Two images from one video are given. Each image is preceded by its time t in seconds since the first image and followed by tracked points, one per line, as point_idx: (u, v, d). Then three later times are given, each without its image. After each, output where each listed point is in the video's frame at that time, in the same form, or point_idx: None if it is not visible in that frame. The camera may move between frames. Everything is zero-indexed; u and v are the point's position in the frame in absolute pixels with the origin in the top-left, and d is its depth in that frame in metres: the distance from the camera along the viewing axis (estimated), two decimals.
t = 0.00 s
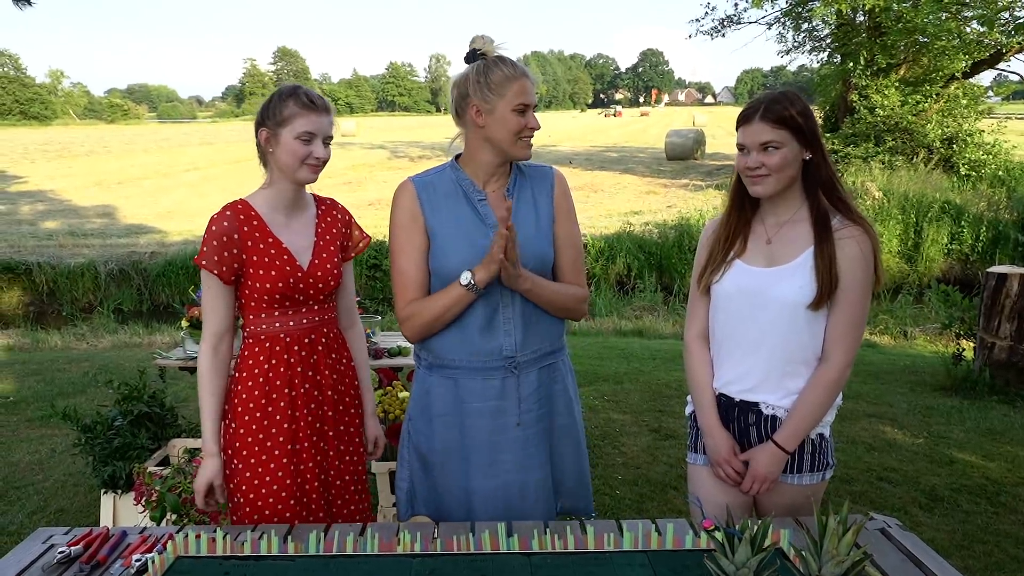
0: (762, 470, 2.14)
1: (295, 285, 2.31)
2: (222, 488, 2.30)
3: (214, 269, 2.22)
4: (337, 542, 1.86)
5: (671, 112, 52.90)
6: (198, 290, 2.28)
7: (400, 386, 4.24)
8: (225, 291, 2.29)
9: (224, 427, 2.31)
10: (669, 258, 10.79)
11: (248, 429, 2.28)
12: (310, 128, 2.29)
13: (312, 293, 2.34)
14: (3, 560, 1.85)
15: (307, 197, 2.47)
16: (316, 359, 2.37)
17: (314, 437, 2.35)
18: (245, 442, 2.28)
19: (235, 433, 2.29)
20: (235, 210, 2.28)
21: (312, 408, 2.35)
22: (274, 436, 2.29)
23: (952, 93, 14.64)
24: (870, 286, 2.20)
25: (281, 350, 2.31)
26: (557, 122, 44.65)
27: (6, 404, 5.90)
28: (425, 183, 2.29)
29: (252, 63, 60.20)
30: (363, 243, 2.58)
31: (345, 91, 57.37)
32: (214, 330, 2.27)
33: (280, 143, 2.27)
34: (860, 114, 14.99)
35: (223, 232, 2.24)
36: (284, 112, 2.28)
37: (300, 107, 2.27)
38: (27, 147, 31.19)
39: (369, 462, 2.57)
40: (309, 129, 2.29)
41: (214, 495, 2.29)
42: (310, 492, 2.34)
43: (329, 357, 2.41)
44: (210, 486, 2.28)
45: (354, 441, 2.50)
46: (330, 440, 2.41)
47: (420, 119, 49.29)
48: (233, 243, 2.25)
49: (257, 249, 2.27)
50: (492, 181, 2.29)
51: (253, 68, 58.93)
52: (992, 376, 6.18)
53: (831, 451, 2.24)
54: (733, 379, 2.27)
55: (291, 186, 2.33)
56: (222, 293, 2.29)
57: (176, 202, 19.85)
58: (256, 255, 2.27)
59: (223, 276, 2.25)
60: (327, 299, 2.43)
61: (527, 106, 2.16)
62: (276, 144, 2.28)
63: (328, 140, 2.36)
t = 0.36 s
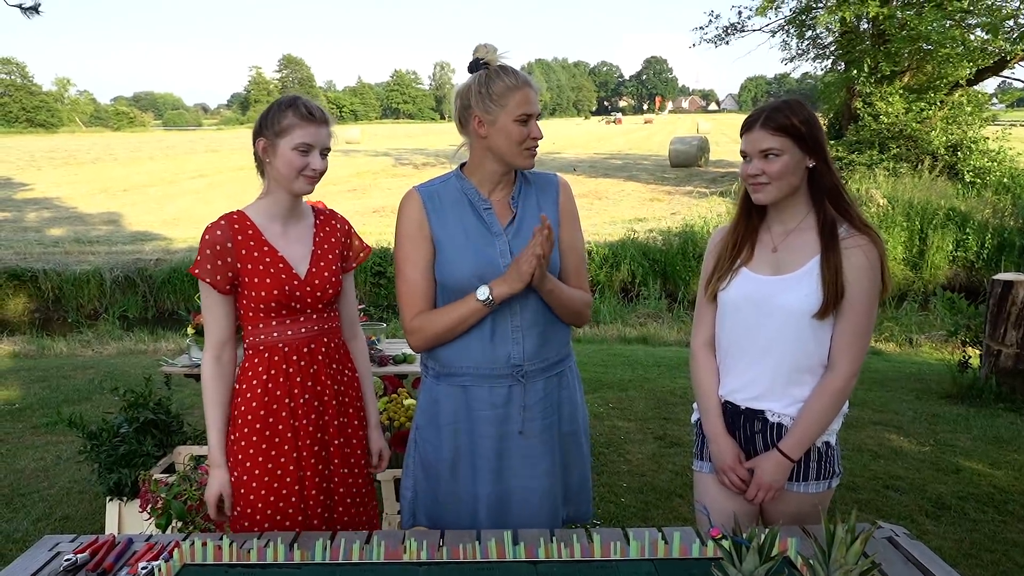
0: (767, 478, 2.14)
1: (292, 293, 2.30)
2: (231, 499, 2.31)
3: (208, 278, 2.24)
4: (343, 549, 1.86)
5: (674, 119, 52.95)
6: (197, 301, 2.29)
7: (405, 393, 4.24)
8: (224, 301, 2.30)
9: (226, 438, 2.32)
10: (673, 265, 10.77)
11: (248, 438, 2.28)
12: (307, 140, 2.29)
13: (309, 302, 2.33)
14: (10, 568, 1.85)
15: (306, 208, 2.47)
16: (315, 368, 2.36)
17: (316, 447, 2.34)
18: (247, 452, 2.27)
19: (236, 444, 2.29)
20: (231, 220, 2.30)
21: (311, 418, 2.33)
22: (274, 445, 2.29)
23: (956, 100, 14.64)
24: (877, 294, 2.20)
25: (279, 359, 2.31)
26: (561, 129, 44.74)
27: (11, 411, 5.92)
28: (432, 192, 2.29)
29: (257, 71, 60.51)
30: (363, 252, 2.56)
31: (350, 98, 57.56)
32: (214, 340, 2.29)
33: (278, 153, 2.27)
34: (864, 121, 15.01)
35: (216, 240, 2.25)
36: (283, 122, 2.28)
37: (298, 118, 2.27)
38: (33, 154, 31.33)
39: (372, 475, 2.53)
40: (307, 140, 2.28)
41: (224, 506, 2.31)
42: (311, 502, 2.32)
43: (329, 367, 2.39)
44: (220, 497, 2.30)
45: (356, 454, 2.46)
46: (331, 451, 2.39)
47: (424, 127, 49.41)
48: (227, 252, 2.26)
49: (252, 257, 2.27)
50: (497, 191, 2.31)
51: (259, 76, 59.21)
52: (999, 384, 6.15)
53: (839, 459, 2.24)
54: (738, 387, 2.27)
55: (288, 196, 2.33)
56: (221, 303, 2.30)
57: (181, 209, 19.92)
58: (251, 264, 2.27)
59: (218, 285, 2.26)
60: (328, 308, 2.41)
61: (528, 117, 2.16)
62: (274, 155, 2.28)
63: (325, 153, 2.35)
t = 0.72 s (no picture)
0: (771, 479, 2.14)
1: (285, 297, 2.28)
2: (238, 505, 2.27)
3: (200, 283, 2.22)
4: (346, 551, 1.85)
5: (675, 121, 52.98)
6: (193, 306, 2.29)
7: (407, 395, 4.24)
8: (217, 306, 2.28)
9: (227, 443, 2.30)
10: (675, 267, 10.76)
11: (247, 443, 2.27)
12: (293, 141, 2.26)
13: (303, 306, 2.32)
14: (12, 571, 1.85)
15: (300, 209, 2.45)
16: (310, 373, 2.34)
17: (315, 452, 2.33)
18: (247, 457, 2.27)
19: (234, 447, 2.28)
20: (222, 225, 2.29)
21: (307, 423, 2.32)
22: (269, 449, 2.28)
23: (957, 101, 14.64)
24: (881, 295, 2.19)
25: (274, 364, 2.30)
26: (561, 131, 44.76)
27: (14, 414, 5.93)
28: (439, 192, 2.29)
29: (258, 73, 60.59)
30: (360, 253, 2.54)
31: (350, 100, 57.58)
32: (208, 345, 2.26)
33: (265, 156, 2.26)
34: (865, 122, 15.01)
35: (208, 246, 2.24)
36: (268, 125, 2.26)
37: (282, 119, 2.26)
38: (35, 157, 31.37)
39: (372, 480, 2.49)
40: (293, 140, 2.26)
41: (232, 514, 2.26)
42: (306, 505, 2.31)
43: (324, 371, 2.38)
44: (228, 505, 2.26)
45: (354, 458, 2.45)
46: (330, 456, 2.37)
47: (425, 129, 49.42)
48: (219, 257, 2.25)
49: (244, 262, 2.26)
50: (505, 193, 2.31)
51: (259, 78, 59.26)
52: (1001, 384, 6.15)
53: (842, 460, 2.23)
54: (741, 388, 2.27)
55: (278, 199, 2.31)
56: (217, 308, 2.29)
57: (182, 211, 19.94)
58: (243, 268, 2.26)
59: (211, 290, 2.24)
60: (323, 311, 2.39)
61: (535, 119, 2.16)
62: (262, 158, 2.27)
63: (313, 153, 2.33)
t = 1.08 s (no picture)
0: (775, 474, 2.13)
1: (284, 294, 2.28)
2: (241, 501, 2.28)
3: (199, 282, 2.21)
4: (348, 547, 1.85)
5: (677, 116, 52.89)
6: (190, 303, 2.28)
7: (409, 390, 4.24)
8: (216, 304, 2.27)
9: (227, 440, 2.30)
10: (676, 262, 10.74)
11: (246, 439, 2.27)
12: (291, 134, 2.26)
13: (303, 302, 2.31)
14: (15, 566, 1.85)
15: (297, 204, 2.44)
16: (310, 369, 2.34)
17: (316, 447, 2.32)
18: (247, 454, 2.26)
19: (234, 444, 2.28)
20: (220, 222, 2.27)
21: (308, 419, 2.32)
22: (269, 446, 2.27)
23: (960, 96, 14.58)
24: (885, 290, 2.18)
25: (274, 360, 2.29)
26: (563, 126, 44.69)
27: (16, 409, 5.93)
28: (446, 183, 2.29)
29: (259, 68, 60.50)
30: (357, 247, 2.54)
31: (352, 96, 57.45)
32: (208, 343, 2.26)
33: (263, 151, 2.25)
34: (868, 117, 14.97)
35: (206, 243, 2.23)
36: (264, 119, 2.25)
37: (277, 113, 2.25)
38: (36, 152, 31.34)
39: (370, 471, 2.52)
40: (290, 134, 2.26)
41: (234, 509, 2.27)
42: (307, 502, 2.31)
43: (324, 367, 2.38)
44: (230, 500, 2.27)
45: (354, 452, 2.45)
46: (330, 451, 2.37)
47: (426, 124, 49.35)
48: (217, 254, 2.24)
49: (243, 259, 2.25)
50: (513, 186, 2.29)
51: (261, 74, 59.18)
52: (1003, 380, 6.14)
53: (845, 456, 2.23)
54: (745, 383, 2.27)
55: (277, 194, 2.30)
56: (215, 305, 2.28)
57: (183, 206, 19.94)
58: (242, 266, 2.25)
59: (210, 289, 2.23)
60: (323, 307, 2.39)
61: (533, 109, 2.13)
62: (259, 153, 2.26)
63: (309, 143, 2.33)
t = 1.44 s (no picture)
0: (776, 470, 2.13)
1: (277, 290, 2.27)
2: (234, 497, 2.28)
3: (192, 277, 2.22)
4: (348, 543, 1.86)
5: (678, 112, 52.76)
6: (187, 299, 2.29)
7: (410, 386, 4.25)
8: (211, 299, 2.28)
9: (222, 435, 2.30)
10: (677, 258, 10.73)
11: (240, 435, 2.27)
12: (285, 129, 2.25)
13: (296, 299, 2.30)
14: (15, 561, 1.85)
15: (295, 199, 2.44)
16: (304, 366, 2.33)
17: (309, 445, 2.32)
18: (240, 450, 2.27)
19: (228, 440, 2.28)
20: (215, 217, 2.27)
21: (301, 416, 2.31)
22: (262, 443, 2.27)
23: (962, 91, 14.54)
24: (887, 286, 2.18)
25: (267, 356, 2.29)
26: (564, 122, 44.62)
27: (17, 405, 5.94)
28: (454, 178, 2.29)
29: (260, 64, 60.44)
30: (356, 244, 2.53)
31: (352, 92, 57.33)
32: (203, 337, 2.28)
33: (257, 147, 2.24)
34: (869, 113, 14.93)
35: (200, 238, 2.23)
36: (257, 114, 2.24)
37: (270, 108, 2.24)
38: (36, 148, 31.35)
39: (368, 468, 2.50)
40: (284, 129, 2.25)
41: (228, 505, 2.27)
42: (300, 500, 2.30)
43: (319, 364, 2.36)
44: (223, 497, 2.27)
45: (350, 451, 2.43)
46: (325, 449, 2.36)
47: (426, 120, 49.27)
48: (211, 249, 2.24)
49: (237, 255, 2.25)
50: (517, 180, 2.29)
51: (261, 69, 59.07)
52: (1004, 376, 6.13)
53: (847, 451, 2.23)
54: (746, 379, 2.26)
55: (272, 189, 2.29)
56: (211, 301, 2.29)
57: (184, 202, 19.94)
58: (236, 261, 2.25)
59: (203, 283, 2.24)
60: (318, 304, 2.38)
61: (508, 100, 2.13)
62: (253, 149, 2.25)
63: (304, 138, 2.32)
